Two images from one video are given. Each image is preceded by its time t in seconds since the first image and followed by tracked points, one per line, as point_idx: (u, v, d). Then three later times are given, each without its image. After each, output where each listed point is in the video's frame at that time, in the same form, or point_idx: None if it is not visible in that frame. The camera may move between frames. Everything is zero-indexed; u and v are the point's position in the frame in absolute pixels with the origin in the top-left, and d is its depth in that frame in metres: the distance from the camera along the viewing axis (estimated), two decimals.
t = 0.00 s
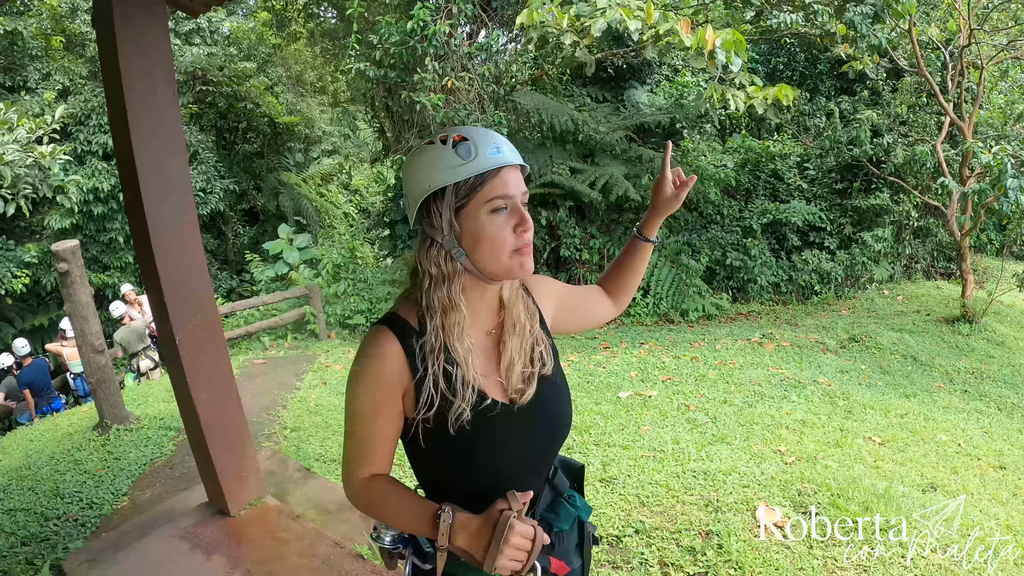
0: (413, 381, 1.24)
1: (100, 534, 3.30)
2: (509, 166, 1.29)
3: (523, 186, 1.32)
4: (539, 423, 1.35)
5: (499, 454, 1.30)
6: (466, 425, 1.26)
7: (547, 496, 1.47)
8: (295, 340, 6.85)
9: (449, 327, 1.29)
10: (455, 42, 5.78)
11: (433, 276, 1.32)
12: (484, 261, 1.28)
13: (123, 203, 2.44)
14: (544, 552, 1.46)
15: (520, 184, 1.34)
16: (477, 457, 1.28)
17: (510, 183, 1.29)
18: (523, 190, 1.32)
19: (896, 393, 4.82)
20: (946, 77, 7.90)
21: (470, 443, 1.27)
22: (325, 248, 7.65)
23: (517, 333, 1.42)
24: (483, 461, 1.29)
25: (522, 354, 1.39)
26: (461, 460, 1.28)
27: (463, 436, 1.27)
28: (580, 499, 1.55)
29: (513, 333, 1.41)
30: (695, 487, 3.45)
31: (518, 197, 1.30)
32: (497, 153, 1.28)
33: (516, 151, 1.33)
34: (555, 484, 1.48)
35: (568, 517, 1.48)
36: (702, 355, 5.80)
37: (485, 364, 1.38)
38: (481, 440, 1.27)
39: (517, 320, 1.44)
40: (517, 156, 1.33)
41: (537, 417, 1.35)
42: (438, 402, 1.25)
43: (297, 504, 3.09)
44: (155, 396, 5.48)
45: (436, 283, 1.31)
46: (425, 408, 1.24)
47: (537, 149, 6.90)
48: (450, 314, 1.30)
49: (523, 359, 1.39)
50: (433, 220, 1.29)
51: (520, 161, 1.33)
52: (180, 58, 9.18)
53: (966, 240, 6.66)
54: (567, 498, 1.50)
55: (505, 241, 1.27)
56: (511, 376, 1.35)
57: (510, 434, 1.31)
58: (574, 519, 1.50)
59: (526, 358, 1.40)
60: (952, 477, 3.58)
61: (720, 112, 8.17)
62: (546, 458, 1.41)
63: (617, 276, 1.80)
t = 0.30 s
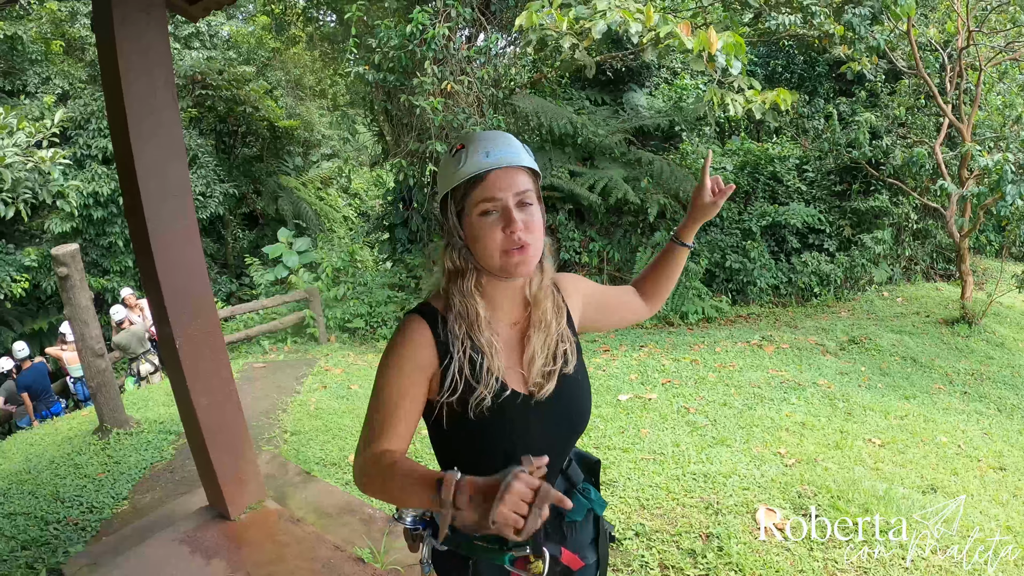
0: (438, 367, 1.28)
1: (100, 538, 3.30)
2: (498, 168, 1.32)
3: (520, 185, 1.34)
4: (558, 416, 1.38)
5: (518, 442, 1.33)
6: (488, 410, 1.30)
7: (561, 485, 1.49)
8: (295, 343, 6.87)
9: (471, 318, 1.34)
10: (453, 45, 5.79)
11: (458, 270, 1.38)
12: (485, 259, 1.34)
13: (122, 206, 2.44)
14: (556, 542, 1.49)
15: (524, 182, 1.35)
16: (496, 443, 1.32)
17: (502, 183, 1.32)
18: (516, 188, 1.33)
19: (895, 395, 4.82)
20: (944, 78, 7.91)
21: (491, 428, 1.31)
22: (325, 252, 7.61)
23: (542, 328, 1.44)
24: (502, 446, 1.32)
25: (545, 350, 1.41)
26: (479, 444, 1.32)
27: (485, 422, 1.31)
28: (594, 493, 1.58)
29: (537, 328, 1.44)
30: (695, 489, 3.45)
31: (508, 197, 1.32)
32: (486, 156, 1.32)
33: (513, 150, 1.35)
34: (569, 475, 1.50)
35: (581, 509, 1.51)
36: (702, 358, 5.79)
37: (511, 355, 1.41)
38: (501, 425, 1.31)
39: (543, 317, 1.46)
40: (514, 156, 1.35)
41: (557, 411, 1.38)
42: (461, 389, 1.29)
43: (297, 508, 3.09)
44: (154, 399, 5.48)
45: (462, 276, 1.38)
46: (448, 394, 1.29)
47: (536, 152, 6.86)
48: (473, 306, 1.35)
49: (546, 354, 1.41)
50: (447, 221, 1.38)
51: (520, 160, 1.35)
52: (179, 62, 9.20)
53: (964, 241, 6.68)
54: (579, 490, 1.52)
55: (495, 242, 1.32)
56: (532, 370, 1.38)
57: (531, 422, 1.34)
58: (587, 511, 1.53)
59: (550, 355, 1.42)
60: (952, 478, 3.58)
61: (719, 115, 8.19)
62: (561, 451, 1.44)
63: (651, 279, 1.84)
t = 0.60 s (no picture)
0: (439, 348, 1.43)
1: (101, 532, 3.31)
2: (490, 170, 1.34)
3: (515, 187, 1.35)
4: (552, 417, 1.41)
5: (509, 437, 1.40)
6: (480, 401, 1.38)
7: (557, 487, 1.49)
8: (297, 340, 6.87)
9: (472, 309, 1.45)
10: (458, 44, 5.79)
11: (470, 264, 1.49)
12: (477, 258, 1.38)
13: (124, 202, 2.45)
14: (548, 543, 1.50)
15: (523, 184, 1.36)
16: (486, 435, 1.40)
17: (493, 184, 1.34)
18: (508, 190, 1.34)
19: (897, 398, 4.81)
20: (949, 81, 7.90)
21: (485, 419, 1.39)
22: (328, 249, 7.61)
23: (547, 329, 1.46)
24: (493, 439, 1.40)
25: (544, 352, 1.44)
26: (472, 434, 1.41)
27: (477, 412, 1.39)
28: (597, 501, 1.56)
29: (541, 329, 1.46)
30: (696, 490, 3.45)
31: (498, 198, 1.34)
32: (480, 158, 1.36)
33: (510, 151, 1.36)
34: (568, 478, 1.50)
35: (576, 515, 1.50)
36: (704, 359, 5.78)
37: (513, 352, 1.46)
38: (494, 417, 1.39)
39: (550, 320, 1.47)
40: (511, 157, 1.35)
41: (553, 413, 1.41)
42: (455, 373, 1.40)
43: (297, 504, 3.10)
44: (156, 395, 5.49)
45: (472, 271, 1.48)
46: (446, 376, 1.41)
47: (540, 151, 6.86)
48: (476, 299, 1.45)
49: (545, 355, 1.44)
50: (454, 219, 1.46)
51: (518, 162, 1.36)
52: (184, 58, 9.21)
53: (967, 245, 6.68)
54: (578, 495, 1.51)
55: (485, 243, 1.34)
56: (529, 369, 1.41)
57: (524, 419, 1.40)
58: (584, 518, 1.52)
59: (551, 358, 1.44)
60: (952, 482, 3.57)
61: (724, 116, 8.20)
62: (557, 453, 1.46)
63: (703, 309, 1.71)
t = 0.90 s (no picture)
0: (442, 351, 1.45)
1: (104, 541, 3.31)
2: (506, 179, 1.34)
3: (530, 197, 1.34)
4: (551, 423, 1.38)
5: (506, 443, 1.38)
6: (478, 404, 1.38)
7: (554, 497, 1.45)
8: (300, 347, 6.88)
9: (476, 314, 1.46)
10: (457, 49, 5.80)
11: (477, 269, 1.50)
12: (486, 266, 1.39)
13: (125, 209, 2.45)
14: (543, 553, 1.46)
15: (536, 194, 1.35)
16: (484, 439, 1.39)
17: (508, 194, 1.34)
18: (523, 200, 1.34)
19: (900, 398, 4.80)
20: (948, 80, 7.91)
21: (483, 422, 1.38)
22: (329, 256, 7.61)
23: (549, 334, 1.44)
24: (490, 442, 1.39)
25: (546, 357, 1.42)
26: (471, 438, 1.41)
27: (476, 416, 1.39)
28: (596, 513, 1.50)
29: (544, 336, 1.44)
30: (700, 493, 3.44)
31: (512, 207, 1.34)
32: (496, 166, 1.35)
33: (526, 161, 1.35)
34: (566, 489, 1.45)
35: (573, 527, 1.45)
36: (706, 361, 5.78)
37: (516, 357, 1.45)
38: (492, 421, 1.38)
39: (554, 325, 1.44)
40: (528, 167, 1.35)
41: (553, 423, 1.39)
42: (455, 376, 1.41)
43: (300, 512, 3.09)
44: (159, 403, 5.49)
45: (479, 275, 1.49)
46: (447, 380, 1.42)
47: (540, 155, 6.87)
48: (480, 304, 1.46)
49: (547, 361, 1.41)
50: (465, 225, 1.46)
51: (535, 171, 1.36)
52: (183, 67, 9.25)
53: (969, 244, 6.67)
54: (577, 505, 1.46)
55: (498, 251, 1.35)
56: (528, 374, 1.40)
57: (521, 423, 1.38)
58: (581, 530, 1.47)
59: (552, 364, 1.42)
60: (957, 481, 3.56)
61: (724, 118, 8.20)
62: (557, 459, 1.43)
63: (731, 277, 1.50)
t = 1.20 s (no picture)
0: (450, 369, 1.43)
1: (108, 552, 3.30)
2: (514, 204, 1.32)
3: (538, 223, 1.33)
4: (557, 439, 1.38)
5: (513, 459, 1.38)
6: (487, 423, 1.38)
7: (558, 503, 1.43)
8: (303, 355, 6.89)
9: (484, 334, 1.43)
10: (456, 55, 5.81)
11: (481, 286, 1.48)
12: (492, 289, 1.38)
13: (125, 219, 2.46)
14: (547, 559, 1.45)
15: (544, 218, 1.34)
16: (492, 454, 1.39)
17: (516, 219, 1.32)
18: (531, 226, 1.33)
19: (903, 398, 4.79)
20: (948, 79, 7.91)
21: (491, 439, 1.38)
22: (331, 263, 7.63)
23: (553, 350, 1.43)
24: (499, 458, 1.39)
25: (550, 373, 1.41)
26: (478, 453, 1.41)
27: (485, 434, 1.38)
28: (600, 522, 1.47)
29: (548, 351, 1.43)
30: (705, 496, 3.44)
31: (520, 233, 1.33)
32: (502, 189, 1.33)
33: (535, 185, 1.34)
34: (570, 496, 1.43)
35: (577, 535, 1.43)
36: (710, 364, 5.77)
37: (520, 373, 1.45)
38: (500, 438, 1.38)
39: (558, 341, 1.43)
40: (537, 191, 1.34)
41: (559, 437, 1.38)
42: (464, 396, 1.40)
43: (305, 520, 3.09)
44: (162, 412, 5.50)
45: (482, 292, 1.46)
46: (456, 400, 1.41)
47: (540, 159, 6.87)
48: (488, 328, 1.43)
49: (551, 377, 1.41)
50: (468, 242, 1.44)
51: (544, 195, 1.34)
52: (183, 76, 9.29)
53: (971, 242, 6.65)
54: (581, 513, 1.43)
55: (504, 278, 1.34)
56: (533, 392, 1.39)
57: (528, 439, 1.38)
58: (585, 538, 1.45)
59: (556, 380, 1.41)
60: (962, 481, 3.54)
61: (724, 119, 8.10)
62: (560, 470, 1.42)
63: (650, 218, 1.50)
